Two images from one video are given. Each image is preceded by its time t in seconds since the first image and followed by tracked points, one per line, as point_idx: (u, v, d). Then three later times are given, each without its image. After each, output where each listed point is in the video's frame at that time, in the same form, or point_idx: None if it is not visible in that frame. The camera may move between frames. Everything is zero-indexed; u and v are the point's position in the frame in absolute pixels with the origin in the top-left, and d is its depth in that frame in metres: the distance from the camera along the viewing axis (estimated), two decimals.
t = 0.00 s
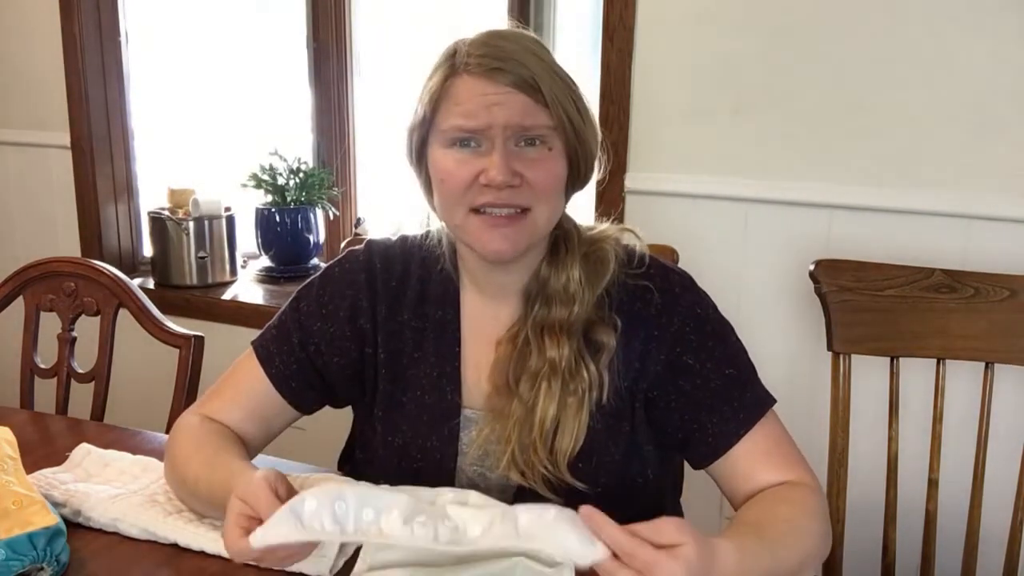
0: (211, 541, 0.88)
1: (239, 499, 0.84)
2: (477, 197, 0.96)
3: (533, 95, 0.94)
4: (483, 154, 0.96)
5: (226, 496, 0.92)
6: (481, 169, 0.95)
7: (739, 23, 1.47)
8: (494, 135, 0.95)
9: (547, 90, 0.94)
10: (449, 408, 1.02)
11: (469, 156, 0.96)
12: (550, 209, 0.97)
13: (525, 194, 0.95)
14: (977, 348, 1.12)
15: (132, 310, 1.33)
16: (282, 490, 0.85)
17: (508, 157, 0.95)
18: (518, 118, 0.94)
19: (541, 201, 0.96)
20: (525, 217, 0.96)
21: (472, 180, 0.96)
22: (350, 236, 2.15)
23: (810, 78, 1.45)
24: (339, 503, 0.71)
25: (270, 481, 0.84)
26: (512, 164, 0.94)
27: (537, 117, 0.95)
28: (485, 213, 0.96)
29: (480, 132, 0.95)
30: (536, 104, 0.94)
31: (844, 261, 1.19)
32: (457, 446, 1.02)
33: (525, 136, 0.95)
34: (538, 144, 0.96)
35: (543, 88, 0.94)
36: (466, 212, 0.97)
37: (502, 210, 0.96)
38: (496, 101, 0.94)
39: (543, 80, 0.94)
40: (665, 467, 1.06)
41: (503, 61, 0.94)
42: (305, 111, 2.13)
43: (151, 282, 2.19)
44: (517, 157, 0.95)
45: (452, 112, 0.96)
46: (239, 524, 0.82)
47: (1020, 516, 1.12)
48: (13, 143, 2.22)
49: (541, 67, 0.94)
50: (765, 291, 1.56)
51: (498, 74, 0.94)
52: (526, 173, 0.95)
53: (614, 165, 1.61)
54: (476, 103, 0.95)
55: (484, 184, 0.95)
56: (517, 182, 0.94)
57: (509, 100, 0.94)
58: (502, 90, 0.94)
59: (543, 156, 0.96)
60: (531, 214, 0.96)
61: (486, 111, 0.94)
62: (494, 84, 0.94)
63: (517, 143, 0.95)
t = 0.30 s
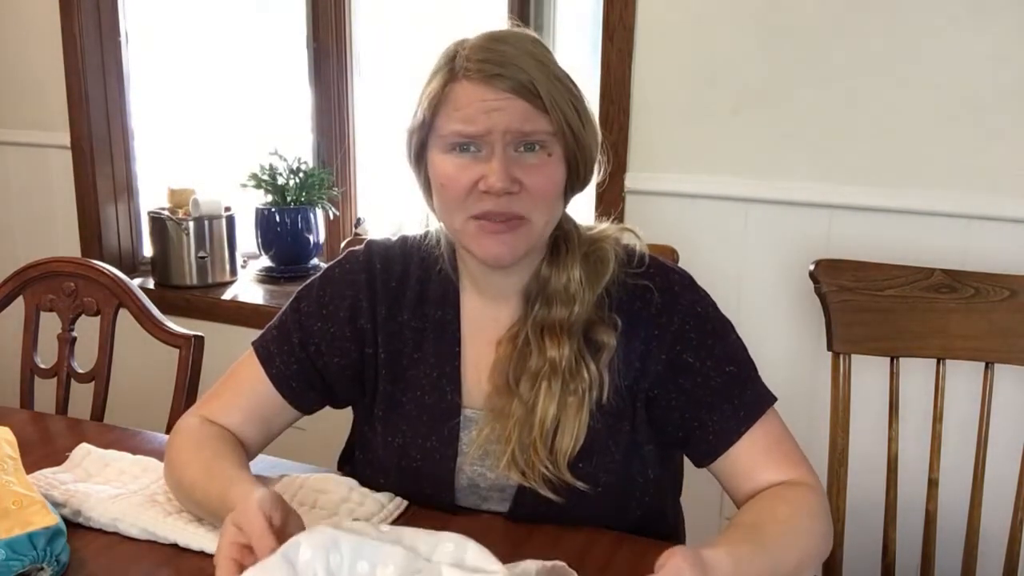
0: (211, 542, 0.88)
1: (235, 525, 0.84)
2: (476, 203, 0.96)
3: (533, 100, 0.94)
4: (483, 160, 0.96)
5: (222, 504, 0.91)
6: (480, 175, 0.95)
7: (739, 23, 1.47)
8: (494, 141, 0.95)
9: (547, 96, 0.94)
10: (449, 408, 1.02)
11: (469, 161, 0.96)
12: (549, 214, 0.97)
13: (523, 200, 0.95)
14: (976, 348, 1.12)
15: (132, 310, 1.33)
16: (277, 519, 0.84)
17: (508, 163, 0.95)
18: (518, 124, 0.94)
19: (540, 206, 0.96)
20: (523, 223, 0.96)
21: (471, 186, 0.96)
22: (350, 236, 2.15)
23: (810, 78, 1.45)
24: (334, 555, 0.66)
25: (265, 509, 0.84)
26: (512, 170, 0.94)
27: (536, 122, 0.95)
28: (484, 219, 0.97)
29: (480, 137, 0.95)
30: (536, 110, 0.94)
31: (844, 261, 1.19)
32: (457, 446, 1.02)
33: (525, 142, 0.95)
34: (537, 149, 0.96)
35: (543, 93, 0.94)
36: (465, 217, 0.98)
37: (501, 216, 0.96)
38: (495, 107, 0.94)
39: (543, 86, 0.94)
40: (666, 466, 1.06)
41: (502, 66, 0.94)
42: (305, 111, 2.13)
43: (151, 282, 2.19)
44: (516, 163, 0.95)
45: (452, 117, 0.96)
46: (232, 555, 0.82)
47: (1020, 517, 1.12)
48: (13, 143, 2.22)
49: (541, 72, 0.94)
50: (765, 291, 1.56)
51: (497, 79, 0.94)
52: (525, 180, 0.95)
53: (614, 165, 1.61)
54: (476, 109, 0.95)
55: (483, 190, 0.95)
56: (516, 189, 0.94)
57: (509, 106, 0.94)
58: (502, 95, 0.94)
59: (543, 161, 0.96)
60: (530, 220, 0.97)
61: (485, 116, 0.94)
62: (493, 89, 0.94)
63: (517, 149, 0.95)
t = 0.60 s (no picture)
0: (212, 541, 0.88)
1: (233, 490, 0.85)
2: (468, 219, 0.96)
3: (522, 117, 0.92)
4: (474, 178, 0.95)
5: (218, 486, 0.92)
6: (471, 193, 0.95)
7: (739, 22, 1.47)
8: (483, 160, 0.94)
9: (537, 113, 0.92)
10: (449, 406, 1.02)
11: (460, 178, 0.96)
12: (542, 226, 0.97)
13: (514, 217, 0.95)
14: (976, 348, 1.12)
15: (132, 310, 1.33)
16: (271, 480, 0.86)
17: (498, 181, 0.94)
18: (507, 144, 0.93)
19: (532, 221, 0.96)
20: (516, 237, 0.96)
21: (462, 204, 0.96)
22: (350, 236, 2.15)
23: (809, 78, 1.45)
24: (338, 495, 0.72)
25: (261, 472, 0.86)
26: (502, 189, 0.94)
27: (526, 140, 0.93)
28: (477, 233, 0.97)
29: (470, 157, 0.94)
30: (527, 128, 0.93)
31: (845, 261, 1.19)
32: (458, 444, 1.01)
33: (515, 159, 0.94)
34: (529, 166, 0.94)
35: (534, 112, 0.92)
36: (458, 231, 0.98)
37: (493, 231, 0.96)
38: (484, 126, 0.93)
39: (533, 105, 0.92)
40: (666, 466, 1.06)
41: (492, 85, 0.92)
42: (305, 111, 2.13)
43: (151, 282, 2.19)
44: (506, 181, 0.94)
45: (443, 134, 0.96)
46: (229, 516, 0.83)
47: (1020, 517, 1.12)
48: (13, 143, 2.22)
49: (532, 90, 0.92)
50: (765, 291, 1.56)
51: (487, 99, 0.92)
52: (516, 197, 0.94)
53: (614, 165, 1.61)
54: (467, 128, 0.94)
55: (473, 208, 0.95)
56: (507, 207, 0.94)
57: (499, 125, 0.92)
58: (491, 114, 0.93)
59: (534, 177, 0.95)
60: (523, 233, 0.97)
61: (474, 135, 0.93)
62: (483, 108, 0.93)
63: (508, 166, 0.94)
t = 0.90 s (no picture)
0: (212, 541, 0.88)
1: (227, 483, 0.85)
2: (460, 227, 0.97)
3: (514, 129, 0.92)
4: (465, 187, 0.95)
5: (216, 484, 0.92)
6: (462, 202, 0.95)
7: (739, 22, 1.47)
8: (475, 171, 0.94)
9: (528, 127, 0.92)
10: (449, 405, 1.02)
11: (452, 187, 0.96)
12: (533, 233, 0.98)
13: (505, 225, 0.96)
14: (976, 348, 1.12)
15: (131, 310, 1.33)
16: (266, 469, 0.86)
17: (489, 192, 0.94)
18: (498, 157, 0.93)
19: (524, 229, 0.96)
20: (508, 243, 0.97)
21: (454, 212, 0.96)
22: (350, 236, 2.15)
23: (809, 78, 1.45)
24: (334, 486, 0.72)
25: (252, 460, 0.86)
26: (492, 199, 0.94)
27: (518, 151, 0.93)
28: (469, 240, 0.98)
29: (461, 168, 0.94)
30: (518, 141, 0.92)
31: (845, 260, 1.19)
32: (458, 443, 1.01)
33: (507, 170, 0.94)
34: (521, 176, 0.94)
35: (525, 126, 0.92)
36: (451, 236, 0.99)
37: (484, 239, 0.97)
38: (475, 138, 0.93)
39: (523, 118, 0.91)
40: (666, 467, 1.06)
41: (483, 98, 0.92)
42: (305, 111, 2.13)
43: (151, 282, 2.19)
44: (498, 191, 0.94)
45: (436, 143, 0.96)
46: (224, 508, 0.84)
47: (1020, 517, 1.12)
48: (13, 143, 2.22)
49: (523, 103, 0.91)
50: (765, 292, 1.56)
51: (478, 112, 0.92)
52: (507, 207, 0.95)
53: (614, 166, 1.61)
54: (458, 139, 0.93)
55: (464, 217, 0.96)
56: (498, 217, 0.95)
57: (490, 138, 0.92)
58: (482, 127, 0.92)
59: (526, 186, 0.95)
60: (515, 240, 0.97)
61: (465, 147, 0.93)
62: (475, 121, 0.92)
63: (500, 176, 0.94)
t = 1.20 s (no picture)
0: (212, 541, 0.88)
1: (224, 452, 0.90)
2: (464, 218, 0.97)
3: (518, 121, 0.92)
4: (469, 178, 0.96)
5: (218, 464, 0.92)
6: (466, 192, 0.96)
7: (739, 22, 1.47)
8: (479, 162, 0.94)
9: (532, 118, 0.92)
10: (450, 401, 1.02)
11: (456, 177, 0.96)
12: (536, 224, 0.98)
13: (508, 216, 0.96)
14: (976, 348, 1.12)
15: (132, 310, 1.33)
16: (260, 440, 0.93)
17: (493, 183, 0.94)
18: (502, 147, 0.93)
19: (527, 220, 0.97)
20: (511, 234, 0.98)
21: (457, 202, 0.97)
22: (350, 236, 2.15)
23: (809, 79, 1.45)
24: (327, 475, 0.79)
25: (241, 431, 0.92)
26: (496, 190, 0.94)
27: (522, 142, 0.93)
28: (473, 230, 0.98)
29: (465, 158, 0.94)
30: (522, 132, 0.93)
31: (845, 261, 1.19)
32: (458, 439, 1.01)
33: (510, 162, 0.94)
34: (524, 167, 0.95)
35: (528, 117, 0.92)
36: (454, 227, 0.99)
37: (488, 229, 0.97)
38: (479, 128, 0.93)
39: (527, 108, 0.92)
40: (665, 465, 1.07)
41: (488, 89, 0.92)
42: (305, 111, 2.13)
43: (151, 282, 2.19)
44: (502, 182, 0.95)
45: (440, 135, 0.96)
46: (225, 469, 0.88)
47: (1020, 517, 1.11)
48: (13, 143, 2.22)
49: (527, 94, 0.92)
50: (764, 293, 1.56)
51: (482, 103, 0.92)
52: (511, 198, 0.95)
53: (614, 166, 1.61)
54: (462, 129, 0.94)
55: (468, 207, 0.96)
56: (502, 208, 0.95)
57: (494, 129, 0.92)
58: (486, 117, 0.92)
59: (529, 177, 0.95)
60: (518, 231, 0.98)
61: (470, 137, 0.93)
62: (479, 111, 0.92)
63: (503, 167, 0.95)
